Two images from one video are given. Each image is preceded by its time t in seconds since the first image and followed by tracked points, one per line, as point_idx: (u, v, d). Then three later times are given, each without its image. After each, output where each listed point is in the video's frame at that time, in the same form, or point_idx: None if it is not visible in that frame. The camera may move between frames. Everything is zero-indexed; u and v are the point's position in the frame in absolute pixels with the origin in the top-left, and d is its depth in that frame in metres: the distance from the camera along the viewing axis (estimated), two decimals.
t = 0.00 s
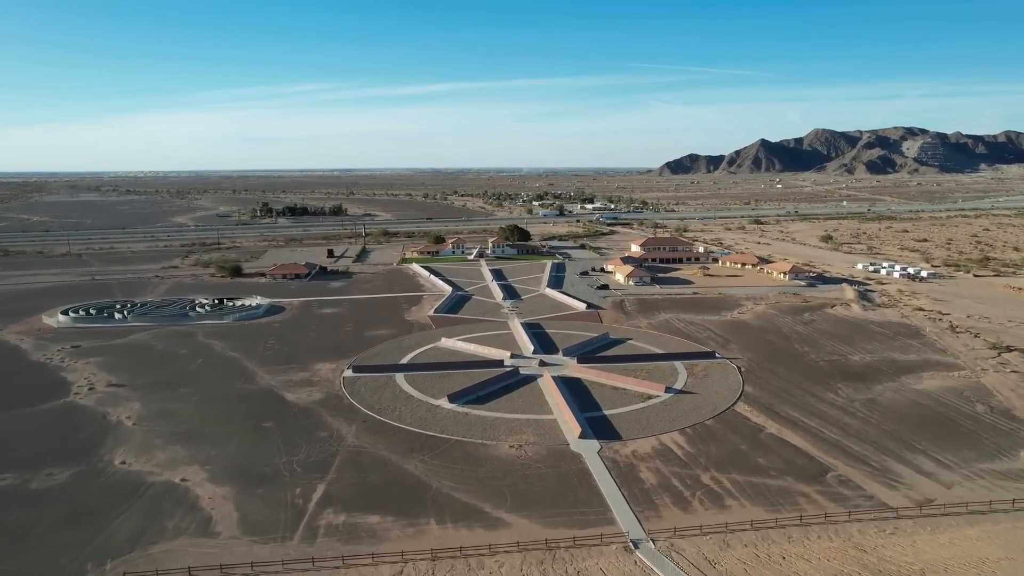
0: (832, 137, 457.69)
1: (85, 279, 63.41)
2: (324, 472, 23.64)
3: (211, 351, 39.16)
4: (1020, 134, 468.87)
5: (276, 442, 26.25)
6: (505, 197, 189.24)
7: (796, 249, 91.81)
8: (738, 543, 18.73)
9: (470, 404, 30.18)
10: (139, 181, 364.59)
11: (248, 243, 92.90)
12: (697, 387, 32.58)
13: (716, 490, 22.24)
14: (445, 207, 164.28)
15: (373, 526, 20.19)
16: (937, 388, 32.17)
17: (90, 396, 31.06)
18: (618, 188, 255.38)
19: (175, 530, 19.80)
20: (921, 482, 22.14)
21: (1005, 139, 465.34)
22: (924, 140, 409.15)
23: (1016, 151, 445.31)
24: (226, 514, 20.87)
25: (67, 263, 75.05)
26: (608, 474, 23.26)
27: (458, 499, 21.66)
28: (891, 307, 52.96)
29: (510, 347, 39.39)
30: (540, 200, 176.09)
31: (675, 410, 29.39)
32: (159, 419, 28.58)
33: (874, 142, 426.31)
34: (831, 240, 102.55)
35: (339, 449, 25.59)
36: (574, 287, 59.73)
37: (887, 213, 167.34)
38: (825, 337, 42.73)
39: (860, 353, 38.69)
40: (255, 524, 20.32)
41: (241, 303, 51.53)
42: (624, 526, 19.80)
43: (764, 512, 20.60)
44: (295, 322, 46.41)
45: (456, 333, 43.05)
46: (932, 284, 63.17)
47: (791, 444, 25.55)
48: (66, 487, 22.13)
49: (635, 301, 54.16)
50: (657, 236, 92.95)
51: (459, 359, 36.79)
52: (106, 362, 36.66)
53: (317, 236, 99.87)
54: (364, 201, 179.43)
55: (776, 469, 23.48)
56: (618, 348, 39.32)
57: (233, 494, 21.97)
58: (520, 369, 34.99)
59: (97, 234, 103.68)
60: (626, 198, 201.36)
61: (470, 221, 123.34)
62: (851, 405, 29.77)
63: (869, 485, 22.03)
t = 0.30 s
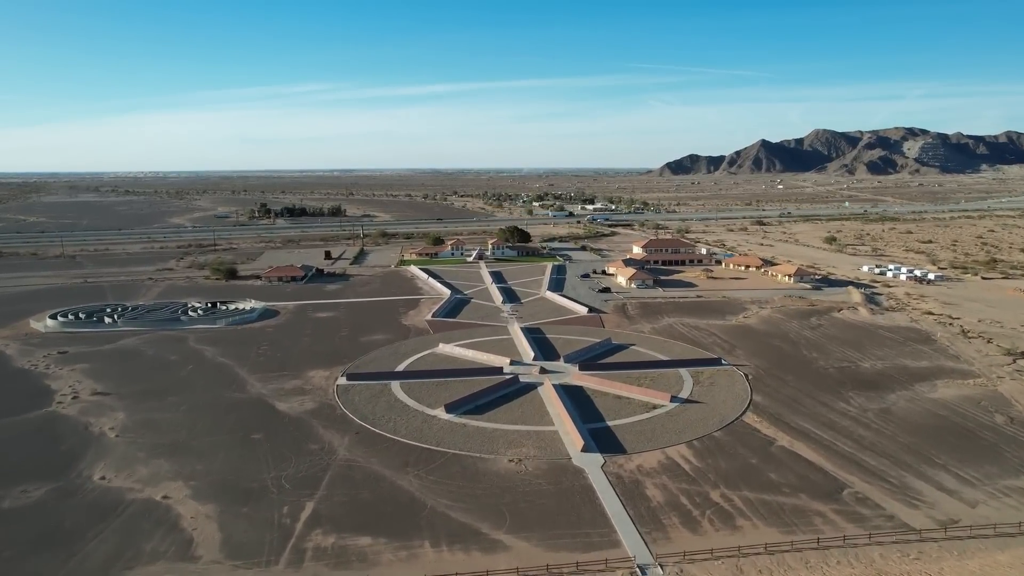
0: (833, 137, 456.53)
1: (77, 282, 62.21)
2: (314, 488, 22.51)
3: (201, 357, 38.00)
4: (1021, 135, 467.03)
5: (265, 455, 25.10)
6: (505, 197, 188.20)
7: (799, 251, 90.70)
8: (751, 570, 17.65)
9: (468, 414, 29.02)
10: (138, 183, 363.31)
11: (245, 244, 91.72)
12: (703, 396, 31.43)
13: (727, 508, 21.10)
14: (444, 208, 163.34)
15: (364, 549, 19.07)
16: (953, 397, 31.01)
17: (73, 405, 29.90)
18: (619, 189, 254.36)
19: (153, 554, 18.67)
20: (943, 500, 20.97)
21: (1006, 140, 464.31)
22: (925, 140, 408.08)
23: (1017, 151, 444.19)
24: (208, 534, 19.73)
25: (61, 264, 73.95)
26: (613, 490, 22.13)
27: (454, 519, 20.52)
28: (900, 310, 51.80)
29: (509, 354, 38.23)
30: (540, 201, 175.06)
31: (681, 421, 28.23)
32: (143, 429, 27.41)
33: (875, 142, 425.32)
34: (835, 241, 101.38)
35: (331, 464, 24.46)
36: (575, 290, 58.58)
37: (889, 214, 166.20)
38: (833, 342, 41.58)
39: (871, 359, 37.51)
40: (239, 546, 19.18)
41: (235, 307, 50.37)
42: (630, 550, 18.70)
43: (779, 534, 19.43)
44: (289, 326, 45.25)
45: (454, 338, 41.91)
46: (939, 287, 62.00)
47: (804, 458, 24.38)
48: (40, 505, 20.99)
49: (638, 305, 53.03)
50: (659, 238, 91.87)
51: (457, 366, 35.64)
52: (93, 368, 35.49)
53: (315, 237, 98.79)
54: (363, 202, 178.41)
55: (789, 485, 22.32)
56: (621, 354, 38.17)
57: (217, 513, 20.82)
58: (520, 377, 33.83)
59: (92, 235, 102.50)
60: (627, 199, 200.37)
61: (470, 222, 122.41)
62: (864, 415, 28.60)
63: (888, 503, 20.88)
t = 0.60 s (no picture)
0: (834, 137, 455.45)
1: (68, 284, 61.02)
2: (303, 507, 21.35)
3: (191, 363, 36.80)
4: (1021, 136, 466.06)
5: (252, 470, 23.92)
6: (505, 198, 187.08)
7: (803, 253, 89.45)
8: None
9: (465, 425, 27.86)
10: (137, 183, 362.63)
11: (242, 246, 90.54)
12: (710, 406, 30.27)
13: (739, 529, 19.94)
14: (443, 208, 162.29)
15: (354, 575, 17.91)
16: (970, 406, 29.83)
17: (55, 414, 28.73)
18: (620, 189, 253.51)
19: None
20: (968, 520, 19.80)
21: (1007, 140, 463.04)
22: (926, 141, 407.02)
23: (1018, 151, 443.13)
24: (189, 558, 18.58)
25: (54, 266, 72.78)
26: (618, 509, 20.99)
27: (451, 541, 19.36)
28: (908, 314, 50.63)
29: (509, 360, 37.03)
30: (540, 202, 174.03)
31: (688, 433, 27.09)
32: (127, 441, 26.22)
33: (876, 143, 424.25)
34: (838, 242, 100.27)
35: (321, 480, 23.30)
36: (576, 293, 57.44)
37: (892, 214, 165.12)
38: (842, 348, 40.41)
39: (883, 366, 36.31)
40: (220, 571, 18.03)
41: (228, 310, 49.20)
42: None
43: (795, 559, 18.28)
44: (283, 331, 44.05)
45: (452, 344, 40.71)
46: (948, 290, 60.78)
47: (818, 474, 23.19)
48: (12, 525, 19.81)
49: (641, 309, 51.86)
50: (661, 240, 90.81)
51: (454, 374, 34.46)
52: (78, 375, 34.29)
53: (313, 239, 97.63)
54: (362, 203, 177.39)
55: (804, 503, 21.15)
56: (624, 361, 36.97)
57: (199, 534, 19.66)
58: (520, 385, 32.65)
59: (88, 237, 101.29)
60: (627, 199, 199.53)
61: (469, 223, 121.34)
62: (879, 426, 27.42)
63: (910, 524, 19.71)
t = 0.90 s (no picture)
0: (834, 138, 454.30)
1: (60, 287, 59.87)
2: (290, 526, 20.20)
3: (180, 370, 35.63)
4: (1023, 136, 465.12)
5: (238, 486, 22.75)
6: (505, 199, 186.20)
7: (807, 255, 88.32)
8: None
9: (462, 437, 26.71)
10: (137, 184, 362.76)
11: (238, 247, 89.40)
12: (717, 417, 29.11)
13: (752, 551, 18.78)
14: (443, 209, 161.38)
15: None
16: (988, 416, 28.68)
17: (35, 425, 27.55)
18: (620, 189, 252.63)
19: None
20: (996, 544, 18.65)
21: (1009, 141, 461.91)
22: (928, 141, 405.89)
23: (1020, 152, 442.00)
24: None
25: (47, 268, 71.70)
26: (623, 530, 19.86)
27: (446, 566, 18.22)
28: (917, 318, 49.47)
29: (508, 367, 35.86)
30: (540, 203, 173.03)
31: (695, 446, 25.96)
32: (108, 453, 25.04)
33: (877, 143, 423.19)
34: (842, 244, 99.20)
35: (310, 496, 22.14)
36: (577, 296, 56.31)
37: (894, 215, 164.06)
38: (852, 354, 39.24)
39: (895, 373, 35.12)
40: None
41: (221, 314, 48.02)
42: None
43: None
44: (276, 336, 42.88)
45: (451, 349, 39.55)
46: (957, 292, 59.60)
47: (834, 490, 22.01)
48: None
49: (643, 312, 50.71)
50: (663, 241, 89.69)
51: (452, 381, 33.30)
52: (63, 383, 33.10)
53: (311, 240, 96.60)
54: (362, 203, 176.44)
55: (820, 523, 19.99)
56: (627, 369, 35.80)
57: (179, 558, 18.49)
58: (520, 394, 31.50)
59: (83, 238, 100.28)
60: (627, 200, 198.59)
61: (469, 224, 120.27)
62: (896, 438, 26.24)
63: (934, 547, 18.55)
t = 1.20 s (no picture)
0: (836, 138, 452.95)
1: (51, 290, 58.68)
2: (277, 549, 19.06)
3: (169, 377, 34.46)
4: None
5: (223, 503, 21.58)
6: (505, 199, 185.27)
7: (811, 257, 87.20)
8: None
9: (459, 450, 25.56)
10: (136, 185, 361.22)
11: (235, 249, 88.22)
12: (725, 429, 27.95)
13: None
14: (443, 210, 160.37)
15: None
16: (1008, 428, 27.53)
17: (14, 436, 26.39)
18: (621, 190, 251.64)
19: None
20: None
21: (1010, 142, 460.65)
22: (929, 142, 404.69)
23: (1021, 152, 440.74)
24: None
25: (40, 270, 70.55)
26: (629, 553, 18.70)
27: None
28: (927, 322, 48.32)
29: (508, 375, 34.68)
30: (541, 203, 172.01)
31: (703, 460, 24.80)
32: (87, 467, 23.84)
33: (878, 143, 422.16)
34: (846, 245, 98.05)
35: (299, 515, 21.00)
36: (578, 299, 55.16)
37: (898, 216, 162.82)
38: (863, 360, 38.09)
39: (908, 380, 33.95)
40: None
41: (214, 318, 46.83)
42: None
43: None
44: (269, 341, 41.71)
45: (449, 356, 38.38)
46: (966, 296, 58.44)
47: (851, 509, 20.86)
48: None
49: (646, 316, 49.56)
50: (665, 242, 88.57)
51: (449, 390, 32.15)
52: (46, 392, 31.91)
53: (309, 241, 95.42)
54: (361, 204, 175.41)
55: (838, 547, 18.84)
56: (631, 376, 34.65)
57: None
58: (520, 403, 30.35)
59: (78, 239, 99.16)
60: (628, 201, 197.47)
61: (469, 225, 119.23)
62: (914, 451, 25.07)
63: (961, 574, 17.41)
